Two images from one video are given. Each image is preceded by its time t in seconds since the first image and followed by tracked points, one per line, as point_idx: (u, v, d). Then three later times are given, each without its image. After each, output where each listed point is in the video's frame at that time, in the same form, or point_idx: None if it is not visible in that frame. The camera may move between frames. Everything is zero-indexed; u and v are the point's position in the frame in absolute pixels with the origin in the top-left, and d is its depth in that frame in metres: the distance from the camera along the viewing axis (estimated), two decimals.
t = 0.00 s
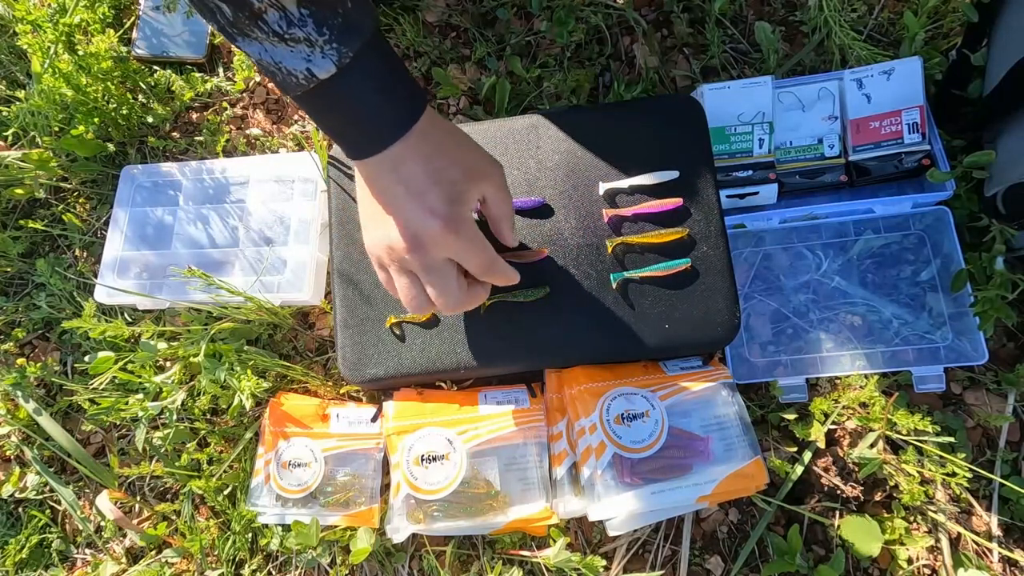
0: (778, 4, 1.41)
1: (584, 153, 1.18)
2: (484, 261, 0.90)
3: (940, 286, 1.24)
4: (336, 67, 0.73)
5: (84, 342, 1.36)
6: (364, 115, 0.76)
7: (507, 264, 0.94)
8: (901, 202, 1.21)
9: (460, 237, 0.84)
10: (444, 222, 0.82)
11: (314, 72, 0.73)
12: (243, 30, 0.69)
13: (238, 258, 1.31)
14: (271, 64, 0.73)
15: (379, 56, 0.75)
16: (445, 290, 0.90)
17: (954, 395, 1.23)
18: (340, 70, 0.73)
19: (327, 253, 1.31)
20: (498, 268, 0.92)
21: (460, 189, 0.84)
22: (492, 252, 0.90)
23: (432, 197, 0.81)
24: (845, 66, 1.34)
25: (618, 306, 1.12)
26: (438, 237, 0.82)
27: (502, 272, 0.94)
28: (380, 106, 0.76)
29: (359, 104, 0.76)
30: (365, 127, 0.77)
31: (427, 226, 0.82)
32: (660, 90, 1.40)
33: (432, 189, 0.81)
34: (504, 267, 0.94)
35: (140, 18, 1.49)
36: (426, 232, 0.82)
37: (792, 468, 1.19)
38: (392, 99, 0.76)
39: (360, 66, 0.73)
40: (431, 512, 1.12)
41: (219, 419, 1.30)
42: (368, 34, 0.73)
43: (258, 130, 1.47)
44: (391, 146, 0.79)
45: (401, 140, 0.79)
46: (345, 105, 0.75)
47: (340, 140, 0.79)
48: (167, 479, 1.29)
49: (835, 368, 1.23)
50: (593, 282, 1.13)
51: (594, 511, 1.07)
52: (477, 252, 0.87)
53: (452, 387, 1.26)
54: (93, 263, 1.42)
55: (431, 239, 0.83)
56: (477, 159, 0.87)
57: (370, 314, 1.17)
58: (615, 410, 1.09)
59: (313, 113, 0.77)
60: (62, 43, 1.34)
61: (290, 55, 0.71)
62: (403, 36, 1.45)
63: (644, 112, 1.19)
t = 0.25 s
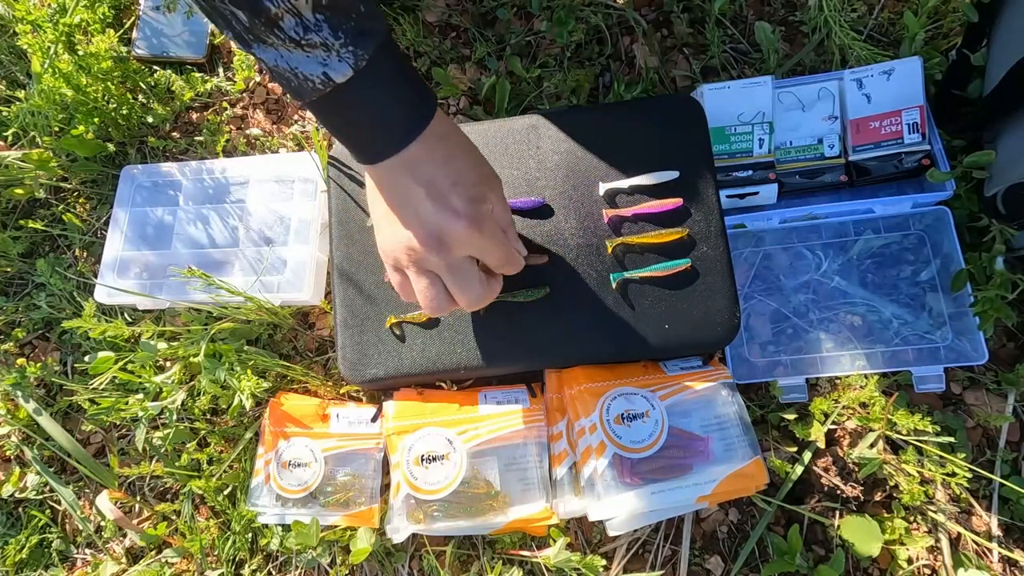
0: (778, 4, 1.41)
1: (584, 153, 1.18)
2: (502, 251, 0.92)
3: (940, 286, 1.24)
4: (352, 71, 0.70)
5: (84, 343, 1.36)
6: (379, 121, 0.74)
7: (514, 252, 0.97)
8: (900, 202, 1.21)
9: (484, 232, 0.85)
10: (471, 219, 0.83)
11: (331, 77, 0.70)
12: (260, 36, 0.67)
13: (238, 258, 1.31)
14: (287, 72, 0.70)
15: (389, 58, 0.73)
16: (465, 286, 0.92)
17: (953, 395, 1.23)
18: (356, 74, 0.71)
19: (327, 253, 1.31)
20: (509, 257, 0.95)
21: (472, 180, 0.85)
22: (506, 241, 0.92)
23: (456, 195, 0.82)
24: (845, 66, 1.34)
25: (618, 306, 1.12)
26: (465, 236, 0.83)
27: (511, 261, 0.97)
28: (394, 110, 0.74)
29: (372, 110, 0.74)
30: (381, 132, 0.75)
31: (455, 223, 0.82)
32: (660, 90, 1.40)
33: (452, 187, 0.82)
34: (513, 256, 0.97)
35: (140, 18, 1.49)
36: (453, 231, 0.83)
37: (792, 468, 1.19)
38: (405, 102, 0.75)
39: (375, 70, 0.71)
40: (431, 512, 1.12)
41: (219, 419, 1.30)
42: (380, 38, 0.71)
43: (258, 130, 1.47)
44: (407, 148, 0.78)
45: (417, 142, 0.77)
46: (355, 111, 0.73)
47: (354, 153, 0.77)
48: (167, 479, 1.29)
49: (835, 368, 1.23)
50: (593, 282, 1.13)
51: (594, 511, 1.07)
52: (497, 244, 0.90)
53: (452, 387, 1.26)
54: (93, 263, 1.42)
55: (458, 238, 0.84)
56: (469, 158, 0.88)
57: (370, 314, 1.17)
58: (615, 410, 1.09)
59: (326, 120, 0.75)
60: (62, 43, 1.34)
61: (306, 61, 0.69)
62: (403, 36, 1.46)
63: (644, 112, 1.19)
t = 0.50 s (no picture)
0: (778, 4, 1.41)
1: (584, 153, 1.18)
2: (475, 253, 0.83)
3: (940, 286, 1.24)
4: (300, 45, 0.67)
5: (84, 343, 1.36)
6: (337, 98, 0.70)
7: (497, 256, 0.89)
8: (901, 202, 1.21)
9: (448, 228, 0.77)
10: (432, 210, 0.75)
11: (278, 51, 0.68)
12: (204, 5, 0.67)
13: (238, 258, 1.31)
14: (235, 42, 0.70)
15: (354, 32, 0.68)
16: (432, 283, 0.85)
17: (954, 395, 1.23)
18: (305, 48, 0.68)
19: (327, 253, 1.31)
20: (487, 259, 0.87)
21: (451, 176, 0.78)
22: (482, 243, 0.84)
23: (422, 185, 0.74)
24: (845, 66, 1.34)
25: (619, 306, 1.12)
26: (423, 230, 0.75)
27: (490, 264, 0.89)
28: (357, 79, 0.69)
29: (332, 74, 0.69)
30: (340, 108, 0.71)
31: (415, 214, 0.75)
32: (660, 90, 1.40)
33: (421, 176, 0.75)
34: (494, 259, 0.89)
35: (140, 18, 1.49)
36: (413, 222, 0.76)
37: (792, 468, 1.19)
38: (369, 77, 0.70)
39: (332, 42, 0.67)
40: (431, 512, 1.12)
41: (219, 419, 1.30)
42: (339, 8, 0.67)
43: (258, 130, 1.46)
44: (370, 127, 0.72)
45: (379, 119, 0.71)
46: (319, 85, 0.69)
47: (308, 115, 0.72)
48: (167, 479, 1.29)
49: (835, 369, 1.23)
50: (593, 282, 1.13)
51: (594, 511, 1.08)
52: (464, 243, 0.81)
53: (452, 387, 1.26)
54: (93, 263, 1.42)
55: (419, 230, 0.76)
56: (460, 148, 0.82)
57: (370, 314, 1.17)
58: (615, 410, 1.09)
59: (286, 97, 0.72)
60: (62, 43, 1.34)
61: (251, 33, 0.68)
62: (403, 36, 1.46)
63: (643, 112, 1.18)
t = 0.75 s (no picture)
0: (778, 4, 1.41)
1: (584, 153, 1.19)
2: (446, 179, 0.73)
3: (940, 286, 1.24)
4: None
5: (84, 342, 1.36)
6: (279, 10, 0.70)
7: (505, 190, 0.78)
8: (901, 202, 1.21)
9: (397, 144, 0.70)
10: (375, 123, 0.69)
11: None
12: None
13: (238, 258, 1.31)
14: None
15: None
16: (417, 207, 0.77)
17: (954, 395, 1.23)
18: None
19: (327, 253, 1.31)
20: (488, 191, 0.76)
21: (410, 89, 0.72)
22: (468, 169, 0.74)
23: (367, 94, 0.69)
24: (845, 66, 1.34)
25: (619, 306, 1.12)
26: (367, 139, 0.70)
27: (495, 199, 0.77)
28: None
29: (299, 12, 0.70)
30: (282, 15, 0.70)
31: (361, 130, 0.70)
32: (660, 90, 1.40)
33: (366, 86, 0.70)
34: (503, 194, 0.78)
35: (140, 18, 1.49)
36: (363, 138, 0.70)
37: (792, 468, 1.19)
38: None
39: None
40: (431, 512, 1.12)
41: (219, 419, 1.30)
42: None
43: (258, 130, 1.46)
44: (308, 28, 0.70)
45: (316, 16, 0.70)
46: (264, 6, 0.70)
47: (295, 78, 0.74)
48: (167, 479, 1.28)
49: (835, 369, 1.23)
50: (593, 282, 1.13)
51: (594, 511, 1.08)
52: (428, 164, 0.72)
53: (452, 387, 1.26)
54: (93, 263, 1.42)
55: (367, 151, 0.71)
56: (440, 61, 0.77)
57: (371, 314, 1.17)
58: (615, 410, 1.09)
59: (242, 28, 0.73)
60: (62, 43, 1.34)
61: None
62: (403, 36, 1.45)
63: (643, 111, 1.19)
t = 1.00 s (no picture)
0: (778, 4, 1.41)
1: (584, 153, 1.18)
2: (410, 140, 0.64)
3: (940, 286, 1.24)
4: None
5: (84, 343, 1.36)
6: None
7: (488, 149, 0.68)
8: (901, 202, 1.21)
9: (339, 99, 0.62)
10: (308, 80, 0.61)
11: None
12: None
13: (238, 258, 1.31)
14: None
15: None
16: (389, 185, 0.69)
17: (954, 395, 1.23)
18: None
19: (327, 253, 1.31)
20: (463, 153, 0.67)
21: (353, 32, 0.63)
22: (436, 128, 0.65)
23: (296, 45, 0.61)
24: (845, 66, 1.34)
25: (619, 306, 1.12)
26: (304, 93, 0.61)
27: (476, 160, 0.68)
28: None
29: None
30: None
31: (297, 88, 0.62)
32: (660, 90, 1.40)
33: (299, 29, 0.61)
34: (486, 156, 0.69)
35: (140, 18, 1.48)
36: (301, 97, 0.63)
37: (792, 468, 1.19)
38: None
39: None
40: (431, 512, 1.12)
41: (219, 419, 1.30)
42: None
43: (258, 130, 1.46)
44: None
45: None
46: None
47: (232, 28, 0.68)
48: (167, 479, 1.28)
49: (835, 369, 1.23)
50: (593, 282, 1.13)
51: (594, 510, 1.08)
52: (386, 124, 0.63)
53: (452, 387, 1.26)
54: (93, 263, 1.42)
55: (307, 113, 0.63)
56: None
57: (371, 314, 1.17)
58: (616, 410, 1.09)
59: None
60: (62, 43, 1.34)
61: None
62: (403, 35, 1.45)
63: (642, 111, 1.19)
